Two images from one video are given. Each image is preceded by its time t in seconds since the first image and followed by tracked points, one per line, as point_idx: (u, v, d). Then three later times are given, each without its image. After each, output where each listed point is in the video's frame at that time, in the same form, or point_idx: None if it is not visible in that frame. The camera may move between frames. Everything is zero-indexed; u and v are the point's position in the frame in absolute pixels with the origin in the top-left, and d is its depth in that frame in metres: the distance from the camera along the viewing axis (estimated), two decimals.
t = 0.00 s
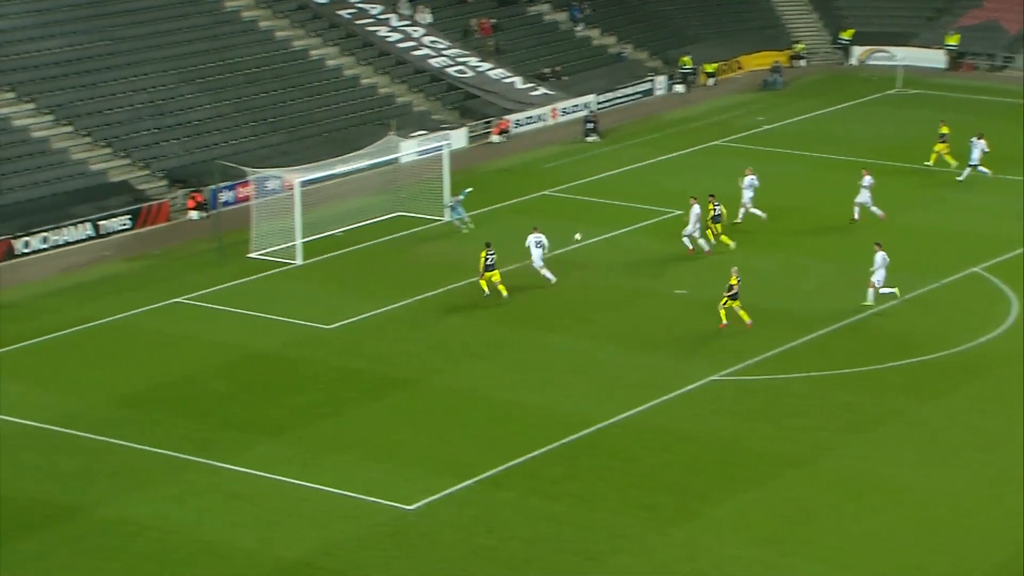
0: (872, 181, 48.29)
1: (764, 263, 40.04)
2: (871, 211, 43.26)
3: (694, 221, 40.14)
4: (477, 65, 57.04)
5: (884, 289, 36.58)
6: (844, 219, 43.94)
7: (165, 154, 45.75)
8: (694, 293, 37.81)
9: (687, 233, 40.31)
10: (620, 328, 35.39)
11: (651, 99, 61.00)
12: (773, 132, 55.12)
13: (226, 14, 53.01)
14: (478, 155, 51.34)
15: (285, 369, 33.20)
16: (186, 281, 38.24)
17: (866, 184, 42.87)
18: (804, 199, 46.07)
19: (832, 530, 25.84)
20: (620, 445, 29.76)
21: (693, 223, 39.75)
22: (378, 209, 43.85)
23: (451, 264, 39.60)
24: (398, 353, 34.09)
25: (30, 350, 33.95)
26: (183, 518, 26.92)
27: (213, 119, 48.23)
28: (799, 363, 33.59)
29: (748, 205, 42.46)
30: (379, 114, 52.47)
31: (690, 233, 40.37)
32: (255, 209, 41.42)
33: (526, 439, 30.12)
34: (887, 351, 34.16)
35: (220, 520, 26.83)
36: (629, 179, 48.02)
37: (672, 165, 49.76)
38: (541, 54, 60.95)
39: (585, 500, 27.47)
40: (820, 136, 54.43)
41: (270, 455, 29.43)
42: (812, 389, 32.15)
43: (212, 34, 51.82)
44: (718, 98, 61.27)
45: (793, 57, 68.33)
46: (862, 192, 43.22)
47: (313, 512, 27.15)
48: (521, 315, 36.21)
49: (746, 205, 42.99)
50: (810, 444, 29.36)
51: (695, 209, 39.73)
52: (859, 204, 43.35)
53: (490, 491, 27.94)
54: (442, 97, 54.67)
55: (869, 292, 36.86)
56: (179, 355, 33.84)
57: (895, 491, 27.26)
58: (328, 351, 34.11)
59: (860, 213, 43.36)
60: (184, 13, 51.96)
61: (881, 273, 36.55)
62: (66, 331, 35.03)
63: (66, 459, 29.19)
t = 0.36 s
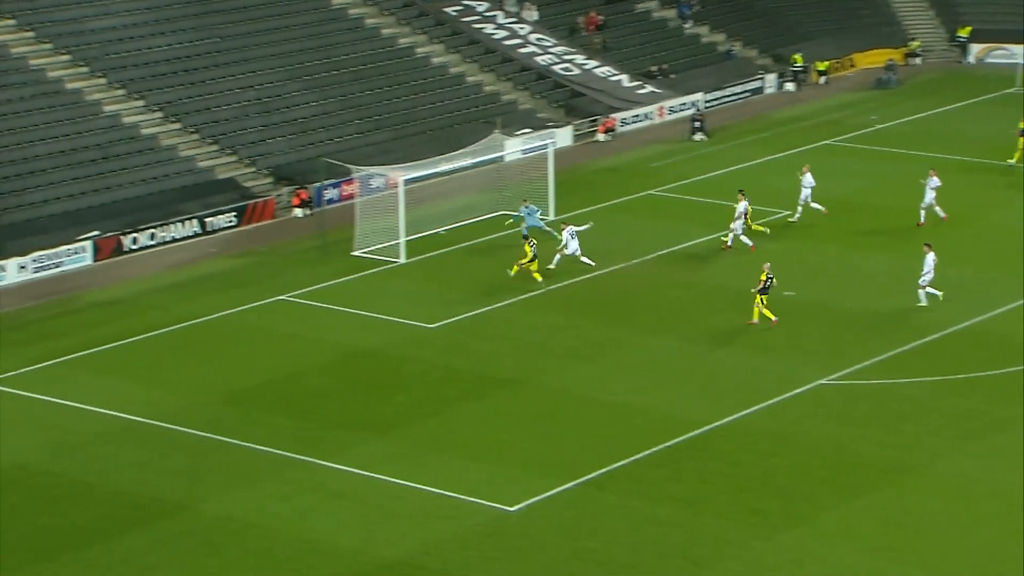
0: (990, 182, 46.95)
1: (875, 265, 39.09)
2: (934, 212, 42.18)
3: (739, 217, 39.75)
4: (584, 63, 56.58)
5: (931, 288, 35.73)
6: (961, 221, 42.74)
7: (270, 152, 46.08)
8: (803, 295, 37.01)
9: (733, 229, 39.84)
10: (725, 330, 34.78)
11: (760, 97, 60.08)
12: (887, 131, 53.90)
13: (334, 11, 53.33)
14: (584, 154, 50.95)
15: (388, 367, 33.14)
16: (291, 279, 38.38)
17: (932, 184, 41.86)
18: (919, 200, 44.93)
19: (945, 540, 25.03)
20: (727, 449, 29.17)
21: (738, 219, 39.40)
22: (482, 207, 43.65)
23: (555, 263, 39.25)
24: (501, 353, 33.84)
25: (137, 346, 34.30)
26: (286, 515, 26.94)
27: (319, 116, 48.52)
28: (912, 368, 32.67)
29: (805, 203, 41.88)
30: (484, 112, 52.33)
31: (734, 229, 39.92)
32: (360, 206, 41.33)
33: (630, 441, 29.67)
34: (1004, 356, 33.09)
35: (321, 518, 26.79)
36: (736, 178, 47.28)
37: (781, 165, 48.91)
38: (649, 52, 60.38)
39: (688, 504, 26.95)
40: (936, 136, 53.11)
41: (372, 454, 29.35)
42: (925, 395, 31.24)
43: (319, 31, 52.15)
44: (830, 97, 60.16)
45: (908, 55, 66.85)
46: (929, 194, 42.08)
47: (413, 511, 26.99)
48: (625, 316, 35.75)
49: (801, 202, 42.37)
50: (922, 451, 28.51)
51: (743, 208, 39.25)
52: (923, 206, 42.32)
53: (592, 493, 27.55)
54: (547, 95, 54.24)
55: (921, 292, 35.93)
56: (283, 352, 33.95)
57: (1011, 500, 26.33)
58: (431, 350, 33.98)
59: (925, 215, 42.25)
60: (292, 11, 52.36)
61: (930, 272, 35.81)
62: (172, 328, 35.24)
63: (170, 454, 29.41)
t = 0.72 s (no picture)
0: None
1: (931, 267, 38.70)
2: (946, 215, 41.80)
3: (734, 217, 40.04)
4: (636, 63, 56.25)
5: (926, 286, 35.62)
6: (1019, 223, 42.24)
7: (324, 152, 46.37)
8: (858, 296, 36.71)
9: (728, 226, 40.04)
10: (780, 332, 34.56)
11: (815, 98, 59.73)
12: (943, 132, 53.36)
13: (388, 11, 53.47)
14: (636, 155, 50.87)
15: (441, 367, 33.18)
16: (345, 279, 38.49)
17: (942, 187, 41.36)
18: (976, 202, 44.46)
19: (1003, 545, 24.72)
20: (781, 451, 28.98)
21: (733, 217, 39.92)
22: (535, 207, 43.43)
23: (610, 264, 39.15)
24: (555, 354, 33.78)
25: (192, 345, 34.51)
26: (339, 514, 27.02)
27: (373, 117, 48.72)
28: (969, 371, 32.31)
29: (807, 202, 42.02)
30: (537, 113, 52.39)
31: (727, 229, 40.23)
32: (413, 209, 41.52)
33: (684, 442, 29.52)
34: None
35: (375, 518, 26.84)
36: (790, 179, 46.98)
37: (836, 166, 48.55)
38: (703, 53, 60.19)
39: (744, 506, 26.76)
40: (993, 137, 52.53)
41: (425, 454, 29.39)
42: (983, 398, 30.89)
43: (374, 31, 52.33)
44: (885, 98, 59.68)
45: (965, 55, 66.20)
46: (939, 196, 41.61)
47: (467, 512, 27.00)
48: (680, 316, 35.60)
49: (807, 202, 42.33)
50: (979, 455, 28.19)
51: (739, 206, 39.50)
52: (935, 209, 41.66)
53: (647, 495, 27.42)
54: (601, 96, 54.28)
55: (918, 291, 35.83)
56: (337, 352, 34.04)
57: None
58: (484, 351, 33.96)
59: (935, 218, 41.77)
60: (347, 11, 52.54)
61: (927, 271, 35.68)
62: (227, 326, 35.58)
63: (225, 453, 29.54)
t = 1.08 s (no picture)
0: None
1: (931, 268, 38.71)
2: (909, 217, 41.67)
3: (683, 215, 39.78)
4: (637, 65, 55.65)
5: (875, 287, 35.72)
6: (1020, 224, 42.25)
7: (325, 153, 46.43)
8: (859, 297, 36.72)
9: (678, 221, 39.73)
10: (781, 333, 34.56)
11: (816, 98, 59.75)
12: (945, 133, 53.36)
13: (388, 12, 53.44)
14: (636, 155, 50.96)
15: (441, 368, 33.21)
16: (346, 279, 38.52)
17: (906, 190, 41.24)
18: (977, 203, 44.47)
19: (1003, 546, 24.74)
20: (782, 452, 29.01)
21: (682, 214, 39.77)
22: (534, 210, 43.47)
23: (611, 265, 39.16)
24: (556, 354, 33.81)
25: (193, 346, 34.54)
26: (340, 515, 27.05)
27: (373, 118, 48.76)
28: (970, 372, 32.33)
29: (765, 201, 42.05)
30: (537, 114, 52.42)
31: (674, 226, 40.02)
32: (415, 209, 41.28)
33: (684, 443, 29.56)
34: None
35: (376, 518, 26.87)
36: (791, 180, 46.98)
37: (836, 167, 48.56)
38: (703, 54, 60.20)
39: (744, 507, 26.79)
40: (994, 138, 52.53)
41: (426, 454, 29.43)
42: (983, 399, 30.92)
43: (375, 32, 52.33)
44: (886, 98, 59.69)
45: (966, 56, 66.21)
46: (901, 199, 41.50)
47: (468, 513, 27.03)
48: (681, 317, 35.62)
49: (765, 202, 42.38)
50: (980, 457, 28.22)
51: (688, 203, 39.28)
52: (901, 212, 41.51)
53: (648, 496, 27.45)
54: (602, 96, 54.46)
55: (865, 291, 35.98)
56: (338, 353, 34.06)
57: None
58: (486, 351, 33.99)
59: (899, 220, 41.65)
60: (348, 12, 52.54)
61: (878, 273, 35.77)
62: (228, 327, 35.58)
63: (226, 454, 29.57)
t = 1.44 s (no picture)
0: None
1: (931, 268, 38.70)
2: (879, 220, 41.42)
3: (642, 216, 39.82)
4: (638, 65, 55.60)
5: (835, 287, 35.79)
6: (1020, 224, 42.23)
7: (326, 154, 46.43)
8: (859, 298, 36.70)
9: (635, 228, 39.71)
10: (781, 332, 34.58)
11: (816, 99, 59.76)
12: (945, 134, 53.36)
13: (389, 13, 53.43)
14: (637, 155, 50.96)
15: (442, 368, 33.20)
16: (347, 279, 38.50)
17: (877, 190, 41.21)
18: (977, 203, 44.46)
19: (1003, 546, 24.71)
20: (782, 453, 29.00)
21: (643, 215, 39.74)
22: (535, 209, 43.37)
23: (611, 265, 39.13)
24: (557, 354, 33.79)
25: (193, 345, 34.53)
26: (340, 515, 27.03)
27: (373, 118, 48.75)
28: (970, 372, 32.33)
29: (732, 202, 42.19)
30: (538, 114, 52.43)
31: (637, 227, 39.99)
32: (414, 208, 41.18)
33: (684, 444, 29.55)
34: None
35: (376, 519, 26.86)
36: (791, 180, 46.97)
37: (837, 167, 48.57)
38: (703, 54, 60.20)
39: (745, 508, 26.78)
40: (995, 138, 52.53)
41: (426, 455, 29.43)
42: (984, 399, 30.91)
43: (375, 33, 52.31)
44: (886, 99, 59.68)
45: (966, 56, 66.23)
46: (873, 199, 41.47)
47: (469, 513, 27.02)
48: (679, 317, 35.59)
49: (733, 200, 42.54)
50: (980, 457, 28.19)
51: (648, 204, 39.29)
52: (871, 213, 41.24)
53: (648, 496, 27.44)
54: (602, 97, 54.54)
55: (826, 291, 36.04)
56: (339, 353, 34.05)
57: None
58: (486, 351, 33.98)
59: (872, 222, 41.56)
60: (348, 12, 52.52)
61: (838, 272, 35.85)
62: (228, 327, 35.56)
63: (227, 454, 29.56)
